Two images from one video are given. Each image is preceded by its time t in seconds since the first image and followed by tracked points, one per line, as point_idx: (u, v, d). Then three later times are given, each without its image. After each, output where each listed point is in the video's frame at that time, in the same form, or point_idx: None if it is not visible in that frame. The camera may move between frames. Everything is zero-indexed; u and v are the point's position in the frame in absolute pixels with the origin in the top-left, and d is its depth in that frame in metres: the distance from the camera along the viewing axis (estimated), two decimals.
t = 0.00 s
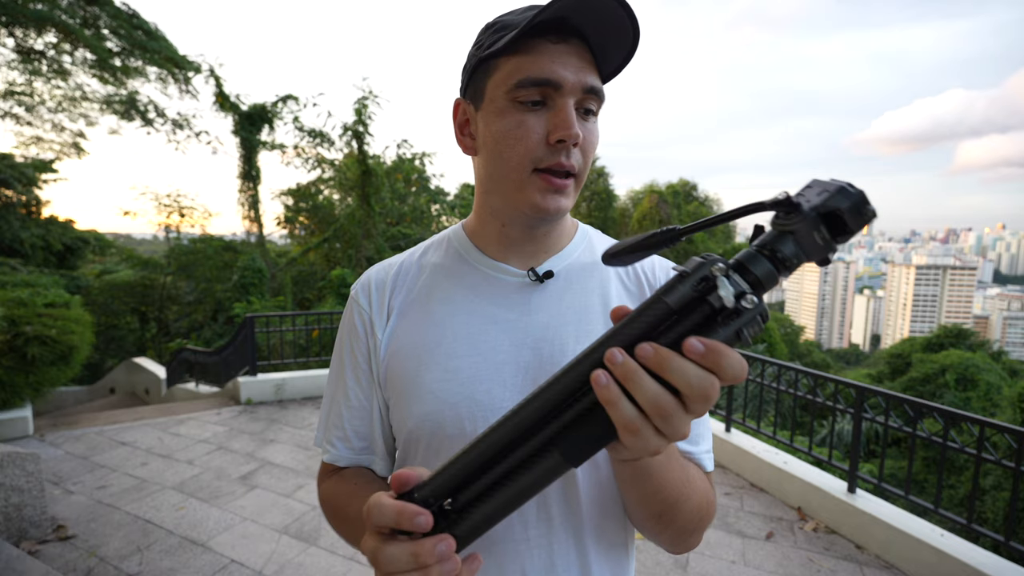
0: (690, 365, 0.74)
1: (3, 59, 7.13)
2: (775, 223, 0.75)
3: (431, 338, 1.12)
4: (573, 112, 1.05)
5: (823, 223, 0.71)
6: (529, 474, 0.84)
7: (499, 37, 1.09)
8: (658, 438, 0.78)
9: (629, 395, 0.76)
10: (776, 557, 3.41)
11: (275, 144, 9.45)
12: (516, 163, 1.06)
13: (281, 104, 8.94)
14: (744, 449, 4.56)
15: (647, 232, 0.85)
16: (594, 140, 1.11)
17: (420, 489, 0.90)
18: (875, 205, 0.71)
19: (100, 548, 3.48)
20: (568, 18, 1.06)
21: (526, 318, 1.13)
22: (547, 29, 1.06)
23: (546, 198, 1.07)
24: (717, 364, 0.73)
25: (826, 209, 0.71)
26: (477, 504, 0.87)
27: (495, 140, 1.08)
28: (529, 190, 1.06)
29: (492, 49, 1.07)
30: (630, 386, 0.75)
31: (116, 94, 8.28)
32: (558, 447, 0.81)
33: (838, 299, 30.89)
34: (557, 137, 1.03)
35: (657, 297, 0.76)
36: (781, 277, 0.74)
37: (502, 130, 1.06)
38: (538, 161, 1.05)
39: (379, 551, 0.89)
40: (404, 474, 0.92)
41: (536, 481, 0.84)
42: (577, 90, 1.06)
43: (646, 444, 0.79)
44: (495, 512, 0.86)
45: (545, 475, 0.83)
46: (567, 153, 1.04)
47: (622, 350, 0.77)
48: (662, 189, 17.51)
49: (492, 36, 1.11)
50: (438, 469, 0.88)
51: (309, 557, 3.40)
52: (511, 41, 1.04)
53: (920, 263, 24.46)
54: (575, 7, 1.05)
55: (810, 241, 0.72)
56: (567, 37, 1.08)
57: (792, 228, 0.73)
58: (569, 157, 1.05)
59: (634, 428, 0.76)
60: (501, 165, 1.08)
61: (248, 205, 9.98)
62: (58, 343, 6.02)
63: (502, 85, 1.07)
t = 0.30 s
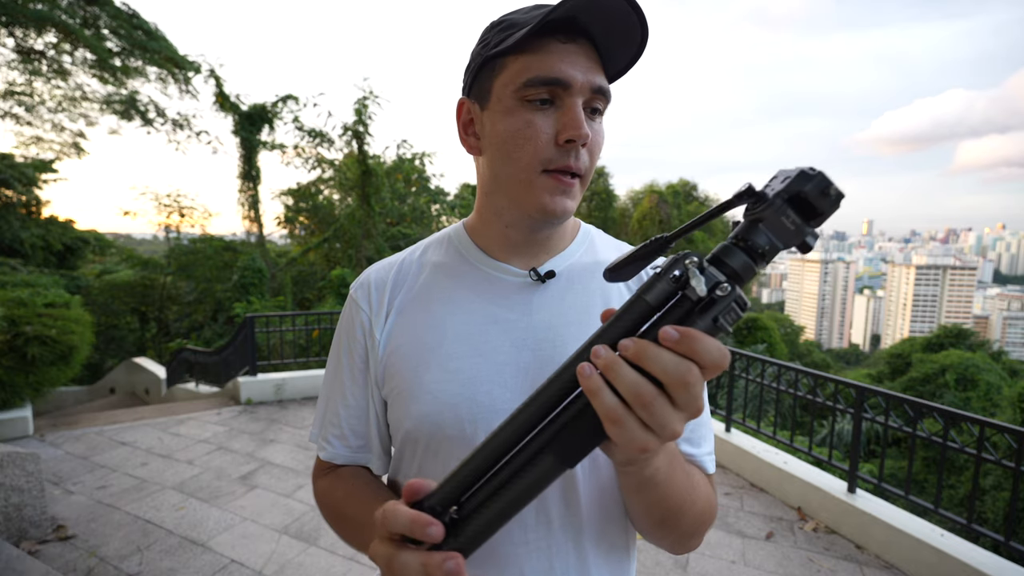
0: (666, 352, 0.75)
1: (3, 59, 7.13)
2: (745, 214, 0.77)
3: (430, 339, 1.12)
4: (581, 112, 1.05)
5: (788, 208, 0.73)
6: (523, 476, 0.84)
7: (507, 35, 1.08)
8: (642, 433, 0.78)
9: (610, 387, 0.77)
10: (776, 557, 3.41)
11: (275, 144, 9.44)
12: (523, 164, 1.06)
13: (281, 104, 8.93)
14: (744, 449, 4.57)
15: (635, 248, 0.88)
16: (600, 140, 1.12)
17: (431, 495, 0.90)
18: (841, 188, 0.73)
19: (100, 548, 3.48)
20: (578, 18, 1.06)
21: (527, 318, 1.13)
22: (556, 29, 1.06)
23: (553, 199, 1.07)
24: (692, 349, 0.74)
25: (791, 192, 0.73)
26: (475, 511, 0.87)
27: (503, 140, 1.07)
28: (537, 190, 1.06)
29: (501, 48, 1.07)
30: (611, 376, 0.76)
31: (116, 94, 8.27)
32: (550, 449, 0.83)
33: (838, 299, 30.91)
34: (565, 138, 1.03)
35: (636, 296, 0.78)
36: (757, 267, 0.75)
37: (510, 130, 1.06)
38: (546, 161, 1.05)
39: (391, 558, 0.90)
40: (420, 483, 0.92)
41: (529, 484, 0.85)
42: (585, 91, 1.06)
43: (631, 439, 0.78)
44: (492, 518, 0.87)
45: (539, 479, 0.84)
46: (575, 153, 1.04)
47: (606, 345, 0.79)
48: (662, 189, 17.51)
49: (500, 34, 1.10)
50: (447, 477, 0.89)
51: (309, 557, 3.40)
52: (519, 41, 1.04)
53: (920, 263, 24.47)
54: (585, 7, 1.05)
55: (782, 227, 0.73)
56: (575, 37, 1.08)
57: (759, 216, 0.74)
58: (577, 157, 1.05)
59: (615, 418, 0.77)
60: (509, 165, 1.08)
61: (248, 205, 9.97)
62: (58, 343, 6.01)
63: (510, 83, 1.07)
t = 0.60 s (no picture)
0: (658, 359, 0.75)
1: (3, 58, 7.13)
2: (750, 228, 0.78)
3: (426, 339, 1.12)
4: (575, 112, 1.05)
5: (794, 225, 0.74)
6: (506, 469, 0.85)
7: (501, 33, 1.09)
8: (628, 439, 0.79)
9: (602, 391, 0.77)
10: (776, 557, 3.41)
11: (275, 144, 9.44)
12: (516, 164, 1.06)
13: (281, 104, 8.93)
14: (744, 449, 4.57)
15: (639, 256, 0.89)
16: (595, 138, 1.11)
17: (409, 483, 0.90)
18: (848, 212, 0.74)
19: (100, 548, 3.47)
20: (571, 16, 1.06)
21: (524, 317, 1.13)
22: (550, 25, 1.06)
23: (547, 198, 1.07)
24: (685, 357, 0.74)
25: (798, 211, 0.74)
26: (453, 501, 0.88)
27: (496, 138, 1.07)
28: (530, 190, 1.06)
29: (494, 45, 1.07)
30: (601, 379, 0.76)
31: (116, 94, 8.28)
32: (534, 444, 0.83)
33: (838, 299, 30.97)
34: (559, 137, 1.03)
35: (635, 300, 0.79)
36: (759, 282, 0.76)
37: (504, 129, 1.06)
38: (539, 161, 1.05)
39: (362, 543, 0.90)
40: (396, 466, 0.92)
41: (513, 478, 0.85)
42: (578, 89, 1.06)
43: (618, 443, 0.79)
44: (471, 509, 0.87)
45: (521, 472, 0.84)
46: (568, 152, 1.04)
47: (598, 349, 0.79)
48: (662, 189, 17.51)
49: (493, 31, 1.10)
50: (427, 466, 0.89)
51: (308, 557, 3.39)
52: (512, 38, 1.04)
53: (920, 263, 24.47)
54: (579, 4, 1.04)
55: (787, 243, 0.74)
56: (569, 35, 1.08)
57: (765, 230, 0.75)
58: (571, 157, 1.05)
59: (604, 423, 0.77)
60: (502, 164, 1.08)
61: (248, 205, 9.98)
62: (58, 343, 6.01)
63: (503, 82, 1.07)
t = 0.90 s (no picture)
0: (659, 336, 0.74)
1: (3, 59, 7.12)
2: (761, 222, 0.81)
3: (422, 339, 1.12)
4: (568, 111, 1.05)
5: (802, 219, 0.77)
6: (502, 438, 0.85)
7: (492, 33, 1.09)
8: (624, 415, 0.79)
9: (601, 364, 0.77)
10: (776, 557, 3.41)
11: (276, 144, 9.44)
12: (510, 164, 1.06)
13: (281, 104, 8.93)
14: (744, 449, 4.57)
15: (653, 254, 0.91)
16: (589, 138, 1.11)
17: (411, 448, 0.91)
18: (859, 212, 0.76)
19: (100, 548, 3.47)
20: (562, 15, 1.06)
21: (521, 317, 1.13)
22: (541, 25, 1.06)
23: (542, 199, 1.07)
24: (686, 335, 0.74)
25: (806, 206, 0.77)
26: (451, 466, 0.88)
27: (490, 138, 1.07)
28: (525, 189, 1.06)
29: (486, 46, 1.07)
30: (604, 353, 0.76)
31: (116, 94, 8.27)
32: (534, 418, 0.83)
33: (838, 299, 30.97)
34: (552, 137, 1.02)
35: (644, 285, 0.80)
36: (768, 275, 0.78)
37: (496, 129, 1.06)
38: (532, 160, 1.04)
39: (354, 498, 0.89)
40: (398, 430, 0.92)
41: (508, 449, 0.85)
42: (571, 88, 1.06)
43: (614, 418, 0.80)
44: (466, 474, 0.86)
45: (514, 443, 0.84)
46: (562, 152, 1.04)
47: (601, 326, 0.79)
48: (663, 189, 17.50)
49: (485, 31, 1.11)
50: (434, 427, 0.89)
51: (308, 557, 3.40)
52: (503, 38, 1.04)
53: (921, 263, 24.45)
54: (569, 2, 1.04)
55: (796, 236, 0.76)
56: (561, 33, 1.08)
57: (775, 224, 0.78)
58: (564, 157, 1.05)
59: (603, 395, 0.77)
60: (496, 163, 1.08)
61: (248, 205, 9.98)
62: (58, 343, 6.01)
63: (495, 82, 1.07)
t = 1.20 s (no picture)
0: (653, 311, 0.74)
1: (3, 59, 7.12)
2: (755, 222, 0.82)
3: (421, 339, 1.12)
4: (573, 114, 1.05)
5: (791, 213, 0.78)
6: (504, 417, 0.84)
7: (496, 34, 1.08)
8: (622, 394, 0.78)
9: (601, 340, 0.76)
10: (776, 557, 3.41)
11: (276, 145, 9.45)
12: (516, 164, 1.06)
13: (281, 105, 8.94)
14: (744, 448, 4.57)
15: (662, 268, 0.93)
16: (592, 139, 1.12)
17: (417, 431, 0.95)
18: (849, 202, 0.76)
19: (100, 548, 3.47)
20: (568, 17, 1.05)
21: (519, 317, 1.13)
22: (547, 28, 1.06)
23: (546, 199, 1.07)
24: (676, 303, 0.74)
25: (797, 200, 0.79)
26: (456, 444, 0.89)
27: (495, 138, 1.07)
28: (531, 191, 1.07)
29: (491, 47, 1.06)
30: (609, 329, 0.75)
31: (116, 94, 8.28)
32: (535, 396, 0.81)
33: (838, 299, 31.00)
34: (557, 139, 1.03)
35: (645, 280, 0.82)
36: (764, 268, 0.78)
37: (502, 129, 1.06)
38: (538, 162, 1.05)
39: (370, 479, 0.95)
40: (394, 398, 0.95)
41: (509, 424, 0.84)
42: (576, 91, 1.06)
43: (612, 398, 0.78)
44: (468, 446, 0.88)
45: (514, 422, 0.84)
46: (567, 153, 1.05)
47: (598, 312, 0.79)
48: (663, 189, 17.50)
49: (488, 32, 1.10)
50: (445, 415, 0.93)
51: (309, 557, 3.39)
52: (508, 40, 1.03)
53: (921, 263, 24.44)
54: (575, 6, 1.04)
55: (788, 226, 0.77)
56: (565, 36, 1.08)
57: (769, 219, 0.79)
58: (569, 158, 1.05)
59: (605, 368, 0.76)
60: (501, 165, 1.08)
61: (248, 205, 9.98)
62: (58, 343, 6.01)
63: (500, 83, 1.07)
